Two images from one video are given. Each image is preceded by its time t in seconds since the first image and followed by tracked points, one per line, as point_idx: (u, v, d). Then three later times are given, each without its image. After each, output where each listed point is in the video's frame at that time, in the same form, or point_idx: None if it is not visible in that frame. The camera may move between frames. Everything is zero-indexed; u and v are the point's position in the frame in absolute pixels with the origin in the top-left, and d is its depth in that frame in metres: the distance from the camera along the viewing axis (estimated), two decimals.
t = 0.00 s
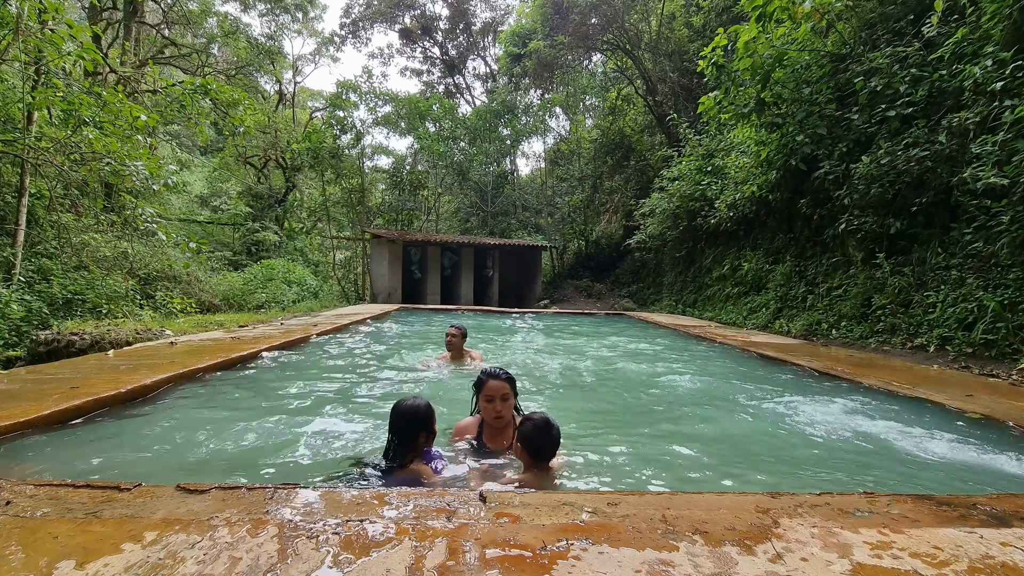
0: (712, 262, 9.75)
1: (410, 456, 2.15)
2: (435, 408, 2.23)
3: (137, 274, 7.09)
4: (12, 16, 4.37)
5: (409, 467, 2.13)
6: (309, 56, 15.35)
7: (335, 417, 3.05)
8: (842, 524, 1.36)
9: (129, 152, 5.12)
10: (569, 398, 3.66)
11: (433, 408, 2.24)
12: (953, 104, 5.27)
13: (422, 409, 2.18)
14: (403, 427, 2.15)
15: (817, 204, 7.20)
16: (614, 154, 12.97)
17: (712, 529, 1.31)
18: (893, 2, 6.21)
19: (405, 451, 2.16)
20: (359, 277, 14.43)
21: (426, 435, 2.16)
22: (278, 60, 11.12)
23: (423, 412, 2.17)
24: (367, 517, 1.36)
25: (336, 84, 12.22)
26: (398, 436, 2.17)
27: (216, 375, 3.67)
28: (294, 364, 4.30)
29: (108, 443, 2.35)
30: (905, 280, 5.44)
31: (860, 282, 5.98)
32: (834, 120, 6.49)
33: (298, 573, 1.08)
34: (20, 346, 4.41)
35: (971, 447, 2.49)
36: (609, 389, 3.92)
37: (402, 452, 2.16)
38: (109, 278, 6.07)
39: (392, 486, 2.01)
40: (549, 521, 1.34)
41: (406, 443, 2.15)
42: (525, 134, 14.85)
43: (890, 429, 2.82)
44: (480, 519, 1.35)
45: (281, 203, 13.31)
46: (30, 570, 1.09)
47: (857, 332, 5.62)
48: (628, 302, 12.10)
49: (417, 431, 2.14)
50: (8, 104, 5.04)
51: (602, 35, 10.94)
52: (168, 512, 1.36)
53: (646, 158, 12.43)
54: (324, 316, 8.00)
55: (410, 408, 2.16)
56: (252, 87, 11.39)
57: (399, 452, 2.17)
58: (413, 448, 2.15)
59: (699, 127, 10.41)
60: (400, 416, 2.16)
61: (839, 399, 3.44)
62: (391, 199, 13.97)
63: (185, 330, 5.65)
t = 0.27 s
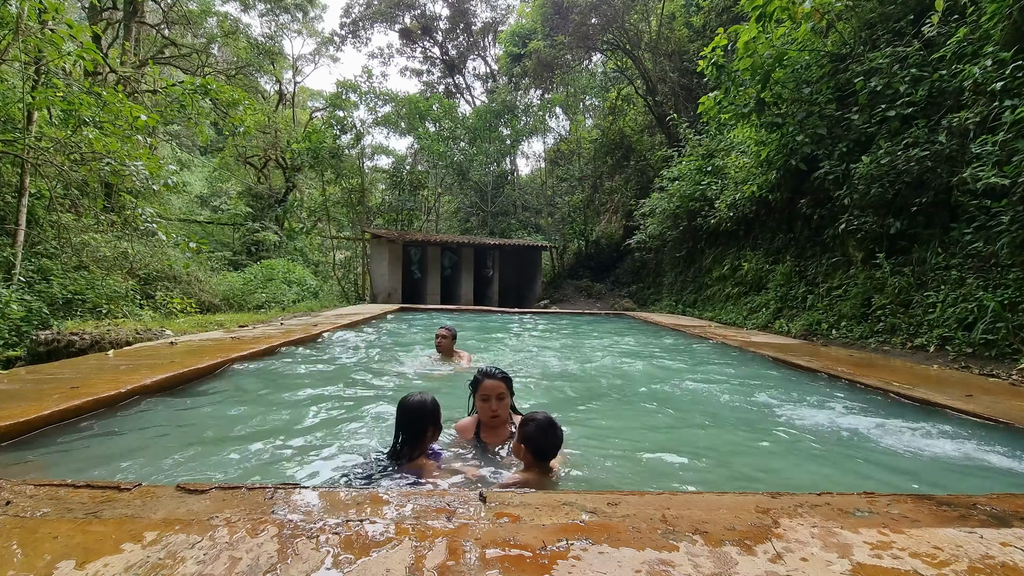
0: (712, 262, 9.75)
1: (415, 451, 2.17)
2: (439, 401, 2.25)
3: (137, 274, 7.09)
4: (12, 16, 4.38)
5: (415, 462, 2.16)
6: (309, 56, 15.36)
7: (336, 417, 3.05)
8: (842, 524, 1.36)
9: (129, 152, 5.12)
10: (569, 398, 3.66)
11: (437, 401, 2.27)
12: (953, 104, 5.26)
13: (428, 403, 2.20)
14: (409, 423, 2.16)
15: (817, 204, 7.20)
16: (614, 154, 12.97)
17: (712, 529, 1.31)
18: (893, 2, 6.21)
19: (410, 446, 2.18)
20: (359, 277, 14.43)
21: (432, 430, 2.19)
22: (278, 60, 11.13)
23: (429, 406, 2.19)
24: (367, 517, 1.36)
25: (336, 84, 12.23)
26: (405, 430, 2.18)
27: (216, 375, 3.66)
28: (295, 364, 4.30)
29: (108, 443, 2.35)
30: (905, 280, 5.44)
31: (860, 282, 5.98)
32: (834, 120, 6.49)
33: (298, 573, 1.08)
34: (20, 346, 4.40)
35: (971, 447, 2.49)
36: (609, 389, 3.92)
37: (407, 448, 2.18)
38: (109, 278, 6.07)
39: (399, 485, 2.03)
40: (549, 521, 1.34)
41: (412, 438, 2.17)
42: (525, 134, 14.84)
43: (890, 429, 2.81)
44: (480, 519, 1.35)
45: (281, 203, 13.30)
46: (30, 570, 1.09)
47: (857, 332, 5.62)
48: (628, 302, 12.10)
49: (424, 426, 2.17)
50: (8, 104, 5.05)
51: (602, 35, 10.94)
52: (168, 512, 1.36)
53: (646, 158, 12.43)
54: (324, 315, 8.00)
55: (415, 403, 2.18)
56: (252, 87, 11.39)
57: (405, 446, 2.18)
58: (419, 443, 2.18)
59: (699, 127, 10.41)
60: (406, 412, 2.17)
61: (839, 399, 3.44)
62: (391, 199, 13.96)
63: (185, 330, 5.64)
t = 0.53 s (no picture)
0: (712, 262, 9.75)
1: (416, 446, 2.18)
2: (441, 395, 2.26)
3: (137, 274, 7.09)
4: (12, 16, 4.37)
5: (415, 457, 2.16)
6: (309, 56, 15.36)
7: (336, 416, 3.05)
8: (842, 524, 1.36)
9: (128, 152, 5.12)
10: (570, 398, 3.66)
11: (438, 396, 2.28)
12: (954, 104, 5.26)
13: (428, 397, 2.21)
14: (410, 418, 2.17)
15: (817, 204, 7.20)
16: (614, 154, 12.97)
17: (712, 529, 1.31)
18: (893, 2, 6.21)
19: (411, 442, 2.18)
20: (359, 277, 14.43)
21: (434, 424, 2.20)
22: (278, 60, 11.13)
23: (431, 400, 2.21)
24: (367, 517, 1.35)
25: (336, 84, 12.23)
26: (406, 426, 2.18)
27: (216, 375, 3.66)
28: (294, 365, 4.29)
29: (108, 443, 2.35)
30: (906, 280, 5.44)
31: (860, 282, 5.98)
32: (834, 120, 6.49)
33: (298, 573, 1.08)
34: (20, 346, 4.40)
35: (971, 447, 2.49)
36: (610, 389, 3.91)
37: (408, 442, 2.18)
38: (109, 278, 6.07)
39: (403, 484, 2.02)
40: (550, 521, 1.34)
41: (413, 433, 2.18)
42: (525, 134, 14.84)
43: (890, 429, 2.81)
44: (480, 519, 1.35)
45: (281, 203, 13.30)
46: (30, 570, 1.09)
47: (858, 332, 5.62)
48: (628, 302, 12.09)
49: (424, 420, 2.18)
50: (8, 104, 5.05)
51: (602, 34, 10.94)
52: (169, 512, 1.36)
53: (646, 158, 12.43)
54: (325, 315, 8.00)
55: (416, 397, 2.19)
56: (252, 87, 11.39)
57: (407, 443, 2.18)
58: (419, 437, 2.18)
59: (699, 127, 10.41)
60: (407, 406, 2.18)
61: (840, 399, 3.44)
62: (391, 199, 13.96)
63: (185, 330, 5.64)
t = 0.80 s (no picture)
0: (712, 262, 9.75)
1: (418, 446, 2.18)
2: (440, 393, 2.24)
3: (137, 274, 7.09)
4: (12, 16, 4.37)
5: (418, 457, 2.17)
6: (309, 56, 15.36)
7: (336, 416, 3.05)
8: (842, 524, 1.36)
9: (128, 152, 5.12)
10: (570, 399, 3.66)
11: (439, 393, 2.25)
12: (953, 104, 5.27)
13: (427, 395, 2.19)
14: (409, 418, 2.18)
15: (817, 204, 7.20)
16: (614, 154, 12.98)
17: (712, 529, 1.31)
18: (893, 2, 6.21)
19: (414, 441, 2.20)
20: (359, 277, 14.43)
21: (434, 422, 2.19)
22: (278, 60, 11.13)
23: (430, 399, 2.19)
24: (367, 517, 1.35)
25: (336, 84, 12.23)
26: (408, 426, 2.19)
27: (216, 375, 3.66)
28: (294, 365, 4.29)
29: (107, 443, 2.35)
30: (905, 280, 5.44)
31: (860, 282, 5.99)
32: (834, 120, 6.49)
33: (298, 573, 1.08)
34: (20, 346, 4.40)
35: (971, 448, 2.49)
36: (610, 389, 3.91)
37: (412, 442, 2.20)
38: (109, 278, 6.07)
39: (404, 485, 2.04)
40: (550, 521, 1.34)
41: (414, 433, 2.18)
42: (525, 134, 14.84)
43: (890, 429, 2.81)
44: (480, 519, 1.35)
45: (281, 203, 13.30)
46: (30, 569, 1.09)
47: (857, 332, 5.62)
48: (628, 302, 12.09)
49: (424, 419, 2.17)
50: (8, 104, 5.05)
51: (602, 34, 10.94)
52: (169, 512, 1.36)
53: (646, 158, 12.43)
54: (325, 315, 8.00)
55: (412, 396, 2.17)
56: (252, 87, 11.40)
57: (412, 443, 2.21)
58: (421, 436, 2.18)
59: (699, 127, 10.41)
60: (405, 406, 2.18)
61: (840, 399, 3.44)
62: (391, 199, 13.96)
63: (185, 330, 5.64)
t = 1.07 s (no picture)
0: (712, 262, 9.75)
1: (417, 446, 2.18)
2: (440, 393, 2.23)
3: (137, 274, 7.09)
4: (12, 16, 4.37)
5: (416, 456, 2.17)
6: (309, 56, 15.36)
7: (336, 416, 3.05)
8: (842, 524, 1.36)
9: (128, 152, 5.12)
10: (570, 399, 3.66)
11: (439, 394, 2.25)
12: (953, 104, 5.26)
13: (426, 394, 2.19)
14: (409, 417, 2.18)
15: (817, 204, 7.20)
16: (614, 154, 12.98)
17: (712, 529, 1.31)
18: (893, 2, 6.22)
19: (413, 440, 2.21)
20: (359, 277, 14.43)
21: (433, 421, 2.19)
22: (278, 60, 11.13)
23: (429, 399, 2.18)
24: (367, 517, 1.35)
25: (335, 84, 12.24)
26: (407, 425, 2.20)
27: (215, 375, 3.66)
28: (294, 365, 4.29)
29: (107, 443, 2.35)
30: (905, 280, 5.44)
31: (860, 282, 5.99)
32: (834, 119, 6.50)
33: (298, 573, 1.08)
34: (20, 346, 4.40)
35: (970, 447, 2.49)
36: (610, 389, 3.91)
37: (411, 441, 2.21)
38: (109, 278, 6.07)
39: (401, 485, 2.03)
40: (549, 521, 1.34)
41: (413, 432, 2.19)
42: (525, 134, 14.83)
43: (889, 429, 2.81)
44: (480, 519, 1.35)
45: (281, 203, 13.30)
46: (29, 570, 1.08)
47: (857, 332, 5.62)
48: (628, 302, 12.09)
49: (423, 418, 2.17)
50: (8, 104, 5.04)
51: (602, 34, 10.94)
52: (168, 512, 1.35)
53: (646, 158, 12.43)
54: (324, 315, 8.00)
55: (411, 395, 2.18)
56: (252, 87, 11.40)
57: (412, 444, 2.21)
58: (420, 435, 2.19)
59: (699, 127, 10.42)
60: (405, 405, 2.18)
61: (840, 399, 3.44)
62: (391, 199, 13.96)
63: (185, 330, 5.64)
